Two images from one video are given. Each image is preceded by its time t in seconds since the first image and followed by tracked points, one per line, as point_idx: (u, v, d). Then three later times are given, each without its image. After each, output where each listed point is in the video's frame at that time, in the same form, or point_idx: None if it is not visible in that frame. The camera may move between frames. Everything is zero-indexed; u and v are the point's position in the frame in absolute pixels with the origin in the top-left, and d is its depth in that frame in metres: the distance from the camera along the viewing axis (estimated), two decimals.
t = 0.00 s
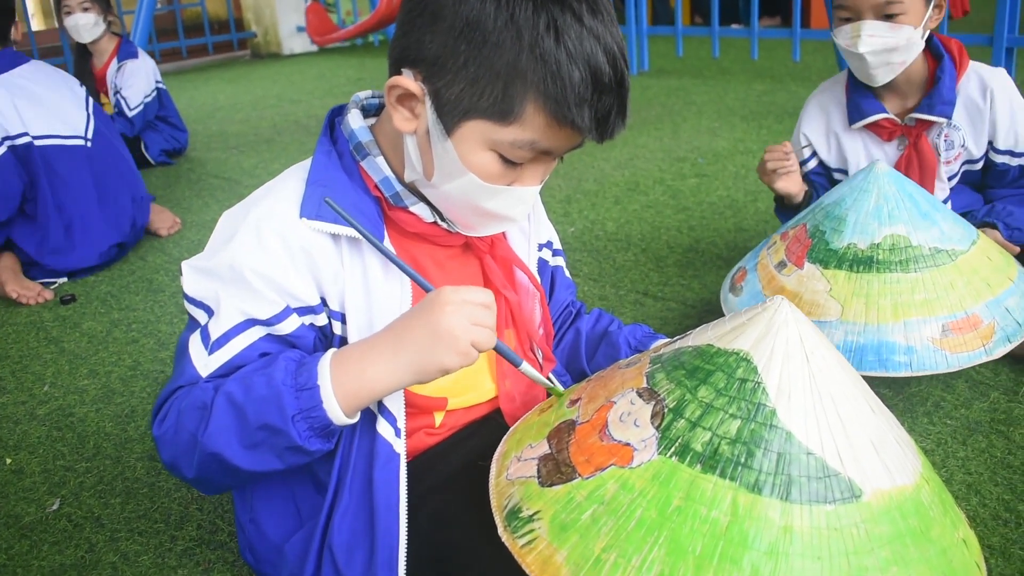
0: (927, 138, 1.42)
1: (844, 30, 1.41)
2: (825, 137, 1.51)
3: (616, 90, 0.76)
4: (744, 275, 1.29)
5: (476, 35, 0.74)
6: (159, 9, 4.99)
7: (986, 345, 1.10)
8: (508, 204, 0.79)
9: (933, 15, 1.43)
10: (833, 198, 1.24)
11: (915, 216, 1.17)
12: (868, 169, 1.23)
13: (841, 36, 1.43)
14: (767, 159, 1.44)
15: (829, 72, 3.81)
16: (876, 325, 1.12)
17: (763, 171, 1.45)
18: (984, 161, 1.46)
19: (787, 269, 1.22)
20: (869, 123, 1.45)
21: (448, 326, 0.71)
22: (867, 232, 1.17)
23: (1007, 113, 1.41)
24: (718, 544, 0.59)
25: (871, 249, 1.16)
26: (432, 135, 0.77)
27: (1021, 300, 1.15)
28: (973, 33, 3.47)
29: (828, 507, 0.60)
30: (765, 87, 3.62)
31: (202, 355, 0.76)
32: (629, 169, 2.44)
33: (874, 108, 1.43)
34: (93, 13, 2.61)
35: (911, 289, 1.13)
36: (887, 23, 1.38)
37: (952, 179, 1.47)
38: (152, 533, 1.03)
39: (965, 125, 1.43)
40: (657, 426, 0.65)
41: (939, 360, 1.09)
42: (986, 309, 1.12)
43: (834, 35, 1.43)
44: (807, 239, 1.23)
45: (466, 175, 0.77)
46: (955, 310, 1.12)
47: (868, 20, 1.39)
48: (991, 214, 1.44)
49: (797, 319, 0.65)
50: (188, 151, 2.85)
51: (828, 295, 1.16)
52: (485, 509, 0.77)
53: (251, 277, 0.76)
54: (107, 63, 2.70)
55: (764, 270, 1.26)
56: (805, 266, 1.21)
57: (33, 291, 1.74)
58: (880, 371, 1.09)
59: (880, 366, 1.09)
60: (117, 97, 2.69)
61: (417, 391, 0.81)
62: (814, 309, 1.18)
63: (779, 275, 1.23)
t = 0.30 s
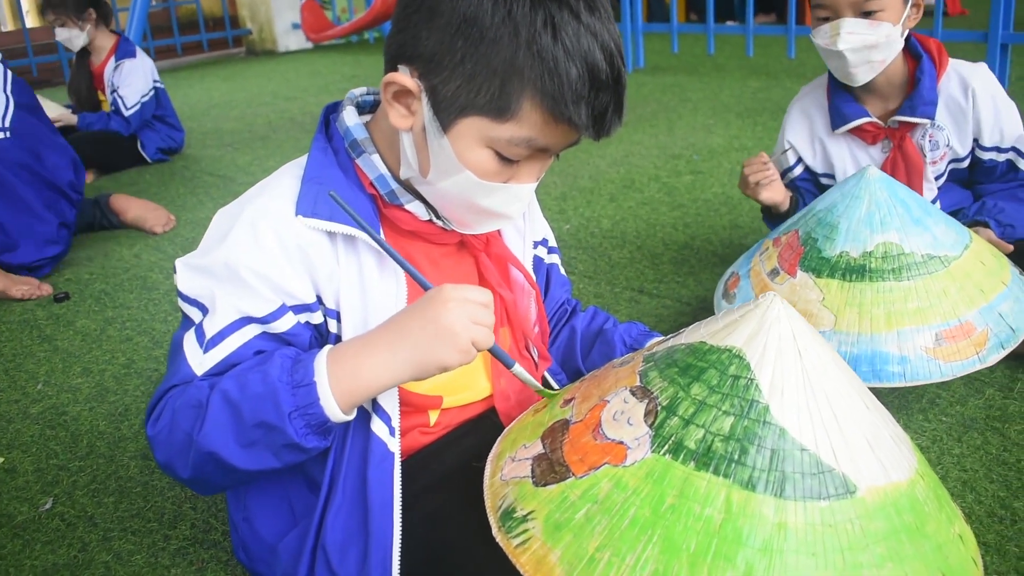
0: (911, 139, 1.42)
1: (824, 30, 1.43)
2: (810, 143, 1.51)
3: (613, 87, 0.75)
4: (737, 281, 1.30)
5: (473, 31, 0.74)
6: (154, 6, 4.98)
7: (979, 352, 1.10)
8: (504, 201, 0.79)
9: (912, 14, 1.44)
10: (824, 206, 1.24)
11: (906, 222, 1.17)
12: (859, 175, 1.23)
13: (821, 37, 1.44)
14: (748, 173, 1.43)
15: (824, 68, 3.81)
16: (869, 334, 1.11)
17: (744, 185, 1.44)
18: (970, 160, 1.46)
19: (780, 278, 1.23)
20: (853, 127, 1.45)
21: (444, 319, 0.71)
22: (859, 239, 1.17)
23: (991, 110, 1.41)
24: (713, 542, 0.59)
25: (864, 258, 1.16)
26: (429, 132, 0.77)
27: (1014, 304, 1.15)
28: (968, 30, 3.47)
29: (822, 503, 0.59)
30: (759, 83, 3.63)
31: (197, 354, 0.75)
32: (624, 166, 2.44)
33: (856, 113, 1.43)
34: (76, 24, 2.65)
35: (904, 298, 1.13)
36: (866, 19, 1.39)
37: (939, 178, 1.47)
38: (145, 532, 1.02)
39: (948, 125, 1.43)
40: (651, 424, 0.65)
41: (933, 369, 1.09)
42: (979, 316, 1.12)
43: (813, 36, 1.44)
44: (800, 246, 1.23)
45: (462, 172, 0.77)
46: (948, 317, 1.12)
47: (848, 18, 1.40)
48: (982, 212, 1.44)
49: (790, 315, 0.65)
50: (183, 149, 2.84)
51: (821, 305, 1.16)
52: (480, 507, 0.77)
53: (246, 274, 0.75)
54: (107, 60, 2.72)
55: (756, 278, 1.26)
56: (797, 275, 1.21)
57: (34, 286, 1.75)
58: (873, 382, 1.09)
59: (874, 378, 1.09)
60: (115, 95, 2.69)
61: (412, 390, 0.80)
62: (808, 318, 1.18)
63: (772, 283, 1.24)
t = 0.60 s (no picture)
0: (904, 138, 1.42)
1: (816, 29, 1.43)
2: (803, 142, 1.52)
3: (607, 88, 0.75)
4: (733, 280, 1.30)
5: (468, 33, 0.74)
6: (149, 5, 4.98)
7: (974, 350, 1.10)
8: (499, 202, 0.79)
9: (903, 13, 1.44)
10: (819, 205, 1.24)
11: (901, 221, 1.18)
12: (854, 174, 1.23)
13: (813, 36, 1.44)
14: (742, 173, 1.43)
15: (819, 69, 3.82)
16: (865, 332, 1.11)
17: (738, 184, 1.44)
18: (962, 157, 1.46)
19: (775, 276, 1.23)
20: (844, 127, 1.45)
21: (439, 321, 0.71)
22: (854, 238, 1.18)
23: (982, 107, 1.41)
24: (705, 544, 0.59)
25: (858, 256, 1.17)
26: (423, 133, 0.76)
27: (1008, 303, 1.16)
28: (962, 30, 3.48)
29: (813, 505, 0.60)
30: (754, 83, 3.63)
31: (190, 356, 0.75)
32: (619, 166, 2.45)
33: (850, 112, 1.43)
34: (64, 32, 2.70)
35: (899, 296, 1.13)
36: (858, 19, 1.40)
37: (932, 176, 1.47)
38: (139, 534, 1.02)
39: (940, 122, 1.43)
40: (644, 426, 0.65)
41: (928, 367, 1.09)
42: (974, 314, 1.12)
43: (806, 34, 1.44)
44: (795, 245, 1.23)
45: (457, 173, 0.77)
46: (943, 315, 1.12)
47: (840, 17, 1.41)
48: (975, 211, 1.44)
49: (782, 317, 0.65)
50: (178, 149, 2.84)
51: (816, 303, 1.16)
52: (475, 509, 0.77)
53: (238, 275, 0.75)
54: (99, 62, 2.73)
55: (752, 276, 1.26)
56: (793, 273, 1.21)
57: (27, 287, 1.75)
58: (869, 379, 1.09)
59: (869, 375, 1.09)
60: (108, 98, 2.69)
61: (406, 392, 0.80)
62: (803, 317, 1.18)
63: (767, 281, 1.24)
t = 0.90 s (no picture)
0: (898, 136, 1.42)
1: (817, 21, 1.44)
2: (798, 139, 1.52)
3: (595, 92, 0.75)
4: (724, 279, 1.30)
5: (456, 37, 0.74)
6: (141, 8, 4.97)
7: (965, 347, 1.11)
8: (488, 206, 0.79)
9: (901, 9, 1.45)
10: (811, 203, 1.24)
11: (892, 219, 1.18)
12: (845, 172, 1.23)
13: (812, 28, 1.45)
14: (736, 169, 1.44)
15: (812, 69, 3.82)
16: (855, 330, 1.12)
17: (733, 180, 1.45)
18: (955, 157, 1.46)
19: (767, 275, 1.23)
20: (839, 124, 1.46)
21: (432, 334, 0.71)
22: (846, 236, 1.18)
23: (976, 106, 1.41)
24: (693, 548, 0.59)
25: (851, 254, 1.17)
26: (413, 137, 0.76)
27: (999, 301, 1.16)
28: (954, 30, 3.49)
29: (803, 509, 0.60)
30: (747, 84, 3.63)
31: (178, 362, 0.75)
32: (612, 168, 2.45)
33: (845, 109, 1.44)
34: (56, 38, 2.66)
35: (890, 293, 1.13)
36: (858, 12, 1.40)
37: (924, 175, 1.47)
38: (131, 539, 1.02)
39: (934, 120, 1.43)
40: (633, 431, 0.65)
41: (918, 364, 1.09)
42: (964, 312, 1.12)
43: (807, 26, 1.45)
44: (787, 243, 1.24)
45: (447, 177, 0.77)
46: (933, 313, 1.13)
47: (840, 9, 1.42)
48: (967, 212, 1.44)
49: (771, 322, 0.65)
50: (171, 152, 2.84)
51: (807, 301, 1.17)
52: (464, 514, 0.77)
53: (227, 281, 0.75)
54: (92, 66, 2.69)
55: (744, 275, 1.26)
56: (784, 271, 1.21)
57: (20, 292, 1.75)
58: (860, 377, 1.10)
59: (860, 373, 1.10)
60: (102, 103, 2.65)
61: (397, 397, 0.80)
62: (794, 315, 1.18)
63: (758, 280, 1.24)
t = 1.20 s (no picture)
0: (899, 131, 1.43)
1: (830, 13, 1.43)
2: (801, 130, 1.54)
3: (581, 92, 0.75)
4: (711, 272, 1.30)
5: (442, 39, 0.74)
6: (134, 9, 4.96)
7: (945, 344, 1.11)
8: (474, 207, 0.78)
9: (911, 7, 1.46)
10: (797, 197, 1.25)
11: (876, 214, 1.18)
12: (832, 167, 1.24)
13: (824, 19, 1.44)
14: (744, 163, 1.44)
15: (804, 70, 3.83)
16: (837, 323, 1.13)
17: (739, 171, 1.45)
18: (953, 157, 1.46)
19: (751, 268, 1.23)
20: (841, 116, 1.47)
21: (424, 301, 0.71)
22: (829, 231, 1.18)
23: (979, 105, 1.42)
24: (680, 551, 0.59)
25: (833, 249, 1.17)
26: (399, 139, 0.76)
27: (981, 298, 1.16)
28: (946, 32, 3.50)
29: (789, 513, 0.60)
30: (740, 85, 3.64)
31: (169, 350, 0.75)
32: (604, 169, 2.45)
33: (849, 101, 1.45)
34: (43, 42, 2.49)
35: (871, 289, 1.13)
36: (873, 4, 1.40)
37: (920, 172, 1.47)
38: (119, 541, 1.02)
39: (936, 118, 1.44)
40: (621, 432, 0.65)
41: (899, 360, 1.10)
42: (946, 308, 1.13)
43: (818, 18, 1.45)
44: (772, 238, 1.24)
45: (433, 178, 0.76)
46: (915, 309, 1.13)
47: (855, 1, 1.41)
48: (960, 213, 1.45)
49: (760, 323, 0.66)
50: (163, 153, 2.83)
51: (790, 295, 1.17)
52: (451, 514, 0.77)
53: (220, 274, 0.75)
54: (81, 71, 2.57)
55: (729, 268, 1.27)
56: (768, 266, 1.21)
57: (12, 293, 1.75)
58: (839, 371, 1.11)
59: (840, 366, 1.11)
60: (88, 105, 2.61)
61: (383, 396, 0.80)
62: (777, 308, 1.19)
63: (743, 274, 1.24)
